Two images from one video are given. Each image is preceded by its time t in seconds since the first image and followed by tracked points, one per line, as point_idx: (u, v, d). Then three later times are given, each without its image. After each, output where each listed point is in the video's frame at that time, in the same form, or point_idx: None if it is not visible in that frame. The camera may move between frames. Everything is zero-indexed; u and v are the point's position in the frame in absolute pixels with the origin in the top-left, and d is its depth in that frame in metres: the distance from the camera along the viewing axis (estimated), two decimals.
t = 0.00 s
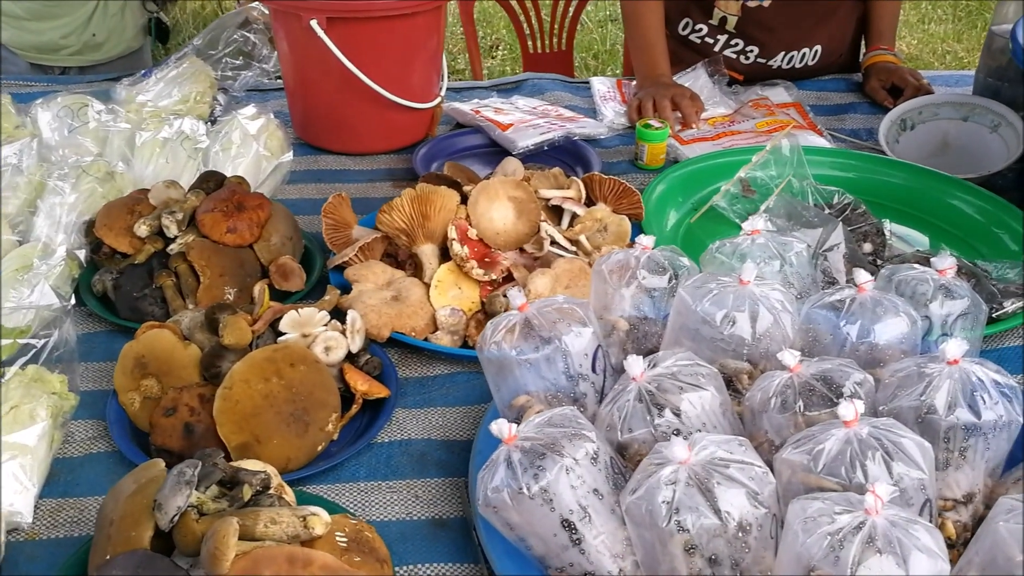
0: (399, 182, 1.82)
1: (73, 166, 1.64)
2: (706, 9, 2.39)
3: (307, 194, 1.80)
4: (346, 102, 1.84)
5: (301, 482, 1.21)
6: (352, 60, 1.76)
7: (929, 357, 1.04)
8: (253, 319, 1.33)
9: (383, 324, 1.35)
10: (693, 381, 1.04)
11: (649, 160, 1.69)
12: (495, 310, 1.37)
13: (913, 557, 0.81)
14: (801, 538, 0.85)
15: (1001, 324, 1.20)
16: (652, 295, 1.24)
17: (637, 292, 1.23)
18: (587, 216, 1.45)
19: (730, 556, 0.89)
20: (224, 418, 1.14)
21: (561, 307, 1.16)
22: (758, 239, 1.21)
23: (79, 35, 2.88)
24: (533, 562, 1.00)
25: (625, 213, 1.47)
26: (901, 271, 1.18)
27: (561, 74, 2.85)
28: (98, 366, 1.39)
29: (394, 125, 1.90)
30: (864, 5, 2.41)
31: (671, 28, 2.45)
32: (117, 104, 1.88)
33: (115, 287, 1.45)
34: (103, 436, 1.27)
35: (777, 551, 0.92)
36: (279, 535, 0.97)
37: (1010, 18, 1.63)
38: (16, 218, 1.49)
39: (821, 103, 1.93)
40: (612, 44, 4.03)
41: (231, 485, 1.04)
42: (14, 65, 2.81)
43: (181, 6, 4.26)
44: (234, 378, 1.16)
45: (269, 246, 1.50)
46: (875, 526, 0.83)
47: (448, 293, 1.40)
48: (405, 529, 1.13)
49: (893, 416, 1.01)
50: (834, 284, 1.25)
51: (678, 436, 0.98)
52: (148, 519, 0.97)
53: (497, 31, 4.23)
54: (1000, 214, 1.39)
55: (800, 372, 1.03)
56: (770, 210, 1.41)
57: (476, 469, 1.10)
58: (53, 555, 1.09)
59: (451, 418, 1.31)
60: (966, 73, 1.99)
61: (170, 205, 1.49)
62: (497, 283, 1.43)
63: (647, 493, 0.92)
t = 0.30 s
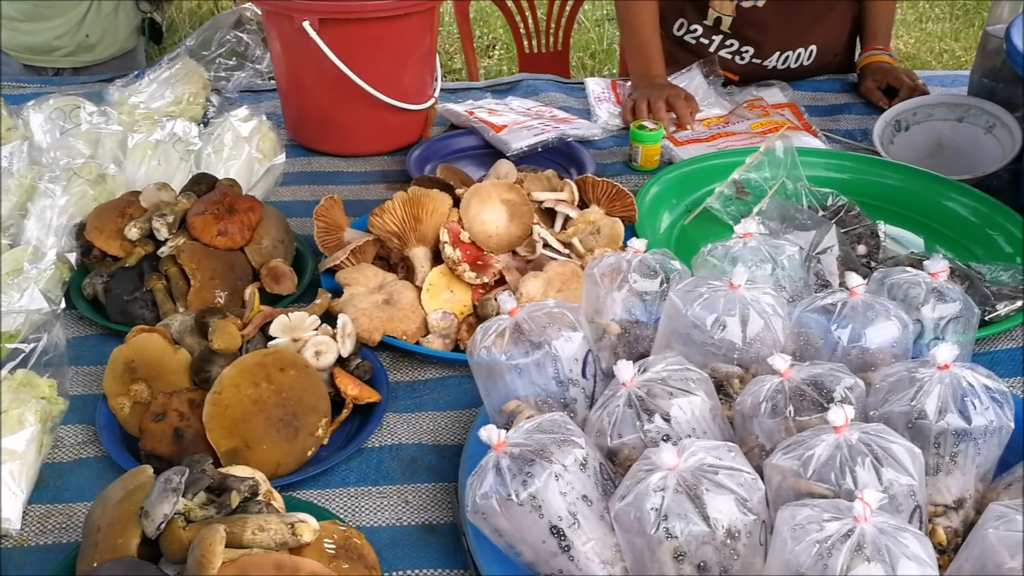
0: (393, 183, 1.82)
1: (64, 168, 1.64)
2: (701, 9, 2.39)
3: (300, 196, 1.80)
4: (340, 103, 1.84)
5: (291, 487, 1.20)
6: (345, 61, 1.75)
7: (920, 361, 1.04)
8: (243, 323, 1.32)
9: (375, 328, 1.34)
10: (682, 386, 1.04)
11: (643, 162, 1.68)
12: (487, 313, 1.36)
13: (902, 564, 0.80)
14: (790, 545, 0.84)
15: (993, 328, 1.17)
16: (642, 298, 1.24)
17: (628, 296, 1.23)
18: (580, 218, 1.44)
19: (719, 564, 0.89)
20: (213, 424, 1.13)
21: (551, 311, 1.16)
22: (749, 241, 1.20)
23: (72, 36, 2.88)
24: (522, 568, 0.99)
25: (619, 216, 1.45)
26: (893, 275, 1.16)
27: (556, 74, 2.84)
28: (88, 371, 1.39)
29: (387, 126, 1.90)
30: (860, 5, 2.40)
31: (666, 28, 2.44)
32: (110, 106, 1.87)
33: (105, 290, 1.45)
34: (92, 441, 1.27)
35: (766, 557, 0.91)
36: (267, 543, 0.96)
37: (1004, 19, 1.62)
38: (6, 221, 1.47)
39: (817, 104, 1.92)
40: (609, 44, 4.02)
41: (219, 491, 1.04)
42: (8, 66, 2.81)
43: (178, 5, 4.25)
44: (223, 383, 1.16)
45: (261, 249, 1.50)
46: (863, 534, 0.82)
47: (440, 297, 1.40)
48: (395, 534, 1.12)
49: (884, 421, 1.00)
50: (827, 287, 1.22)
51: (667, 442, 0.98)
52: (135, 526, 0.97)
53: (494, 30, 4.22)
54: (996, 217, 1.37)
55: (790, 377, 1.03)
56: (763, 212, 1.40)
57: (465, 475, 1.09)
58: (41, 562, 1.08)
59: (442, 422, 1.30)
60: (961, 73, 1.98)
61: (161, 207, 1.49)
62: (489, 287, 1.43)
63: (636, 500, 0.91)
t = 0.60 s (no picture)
0: (383, 188, 1.82)
1: (54, 174, 1.64)
2: (693, 11, 2.39)
3: (290, 201, 1.80)
4: (330, 107, 1.83)
5: (277, 494, 1.20)
6: (334, 66, 1.75)
7: (905, 367, 1.03)
8: (230, 330, 1.33)
9: (363, 334, 1.35)
10: (667, 394, 1.04)
11: (633, 166, 1.64)
12: (476, 319, 1.36)
13: (881, 572, 0.80)
14: (771, 554, 0.84)
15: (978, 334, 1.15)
16: (628, 303, 1.23)
17: (615, 302, 1.22)
18: (570, 223, 1.42)
19: (701, 571, 0.89)
20: (200, 431, 1.13)
21: (537, 318, 1.16)
22: (736, 247, 1.18)
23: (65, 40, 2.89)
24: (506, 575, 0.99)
25: (608, 220, 1.42)
26: (879, 280, 1.14)
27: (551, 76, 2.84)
28: (76, 377, 1.39)
29: (376, 130, 1.90)
30: (851, 8, 2.40)
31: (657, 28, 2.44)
32: (100, 110, 1.87)
33: (94, 297, 1.45)
34: (79, 448, 1.27)
35: (749, 564, 0.91)
36: (251, 552, 0.96)
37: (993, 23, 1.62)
38: None
39: (808, 106, 1.91)
40: (604, 44, 4.02)
41: (204, 500, 1.04)
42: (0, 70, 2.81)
43: (173, 7, 4.25)
44: (209, 391, 1.16)
45: (249, 255, 1.50)
46: (844, 542, 0.82)
47: (429, 302, 1.39)
48: (381, 541, 1.13)
49: (867, 428, 1.00)
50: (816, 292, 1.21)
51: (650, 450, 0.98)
52: (119, 536, 0.97)
53: (489, 31, 4.22)
54: (984, 218, 1.33)
55: (775, 384, 1.03)
56: (751, 217, 1.37)
57: (451, 483, 1.09)
58: (26, 570, 1.09)
59: (429, 429, 1.31)
60: (950, 75, 1.98)
61: (150, 214, 1.49)
62: (478, 292, 1.41)
63: (619, 508, 0.91)
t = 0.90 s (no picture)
0: (370, 191, 1.82)
1: (38, 179, 1.63)
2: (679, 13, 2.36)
3: (277, 205, 1.79)
4: (316, 111, 1.83)
5: (262, 501, 1.20)
6: (320, 69, 1.74)
7: (888, 370, 1.03)
8: (215, 337, 1.32)
9: (348, 339, 1.34)
10: (651, 398, 1.04)
11: (621, 168, 1.60)
12: (462, 323, 1.36)
13: None
14: (754, 560, 0.84)
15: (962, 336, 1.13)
16: (615, 307, 1.22)
17: (601, 305, 1.22)
18: (555, 227, 1.40)
19: None
20: (185, 438, 1.13)
21: (521, 323, 1.16)
22: (720, 250, 1.17)
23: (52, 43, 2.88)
24: None
25: (594, 223, 1.41)
26: (863, 283, 1.14)
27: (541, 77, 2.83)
28: (61, 384, 1.38)
29: (363, 133, 1.89)
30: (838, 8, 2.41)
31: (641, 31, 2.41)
32: (85, 115, 1.86)
33: (79, 303, 1.44)
34: (64, 456, 1.26)
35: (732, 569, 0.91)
36: (234, 560, 0.96)
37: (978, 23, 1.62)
38: None
39: (795, 106, 1.91)
40: (594, 44, 4.02)
41: (188, 507, 1.04)
42: None
43: (162, 9, 4.24)
44: (193, 398, 1.15)
45: (235, 260, 1.49)
46: (826, 548, 0.82)
47: (415, 307, 1.39)
48: (367, 548, 1.12)
49: (851, 432, 1.00)
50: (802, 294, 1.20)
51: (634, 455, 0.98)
52: (102, 545, 0.97)
53: (479, 31, 4.22)
54: (969, 218, 1.33)
55: (759, 388, 1.03)
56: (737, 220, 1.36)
57: (436, 489, 1.09)
58: None
59: (415, 434, 1.30)
60: (937, 75, 1.99)
61: (135, 219, 1.48)
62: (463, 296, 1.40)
63: (602, 514, 0.91)
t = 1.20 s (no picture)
0: (313, 201, 1.78)
1: None
2: (625, 16, 2.33)
3: (218, 217, 1.75)
4: (256, 121, 1.79)
5: (201, 526, 1.16)
6: (259, 78, 1.70)
7: (827, 380, 1.03)
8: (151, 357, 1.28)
9: (288, 356, 1.31)
10: (592, 413, 1.02)
11: (565, 173, 1.58)
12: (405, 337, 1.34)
13: None
14: None
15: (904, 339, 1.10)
16: (558, 318, 1.21)
17: (544, 317, 1.20)
18: (499, 236, 1.37)
19: None
20: (118, 464, 1.09)
21: (462, 339, 1.14)
22: (662, 260, 1.17)
23: None
24: None
25: (538, 232, 1.38)
26: (804, 290, 1.13)
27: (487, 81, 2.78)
28: None
29: (306, 142, 1.85)
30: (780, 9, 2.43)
31: (587, 34, 2.38)
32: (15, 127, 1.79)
33: (10, 323, 1.38)
34: None
35: None
36: None
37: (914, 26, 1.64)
38: None
39: (739, 109, 1.92)
40: (543, 44, 4.01)
41: (121, 538, 0.99)
42: None
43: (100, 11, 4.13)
44: (127, 422, 1.11)
45: (172, 276, 1.45)
46: (767, 563, 0.82)
47: (356, 321, 1.36)
48: (310, 571, 1.09)
49: (792, 443, 1.00)
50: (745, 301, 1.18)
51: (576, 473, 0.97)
52: None
53: (427, 32, 4.18)
54: (910, 220, 1.32)
55: (700, 399, 1.02)
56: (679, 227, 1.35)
57: (377, 509, 1.07)
58: None
59: (358, 451, 1.28)
60: (877, 75, 2.01)
61: (67, 236, 1.42)
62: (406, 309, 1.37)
63: (544, 534, 0.90)
